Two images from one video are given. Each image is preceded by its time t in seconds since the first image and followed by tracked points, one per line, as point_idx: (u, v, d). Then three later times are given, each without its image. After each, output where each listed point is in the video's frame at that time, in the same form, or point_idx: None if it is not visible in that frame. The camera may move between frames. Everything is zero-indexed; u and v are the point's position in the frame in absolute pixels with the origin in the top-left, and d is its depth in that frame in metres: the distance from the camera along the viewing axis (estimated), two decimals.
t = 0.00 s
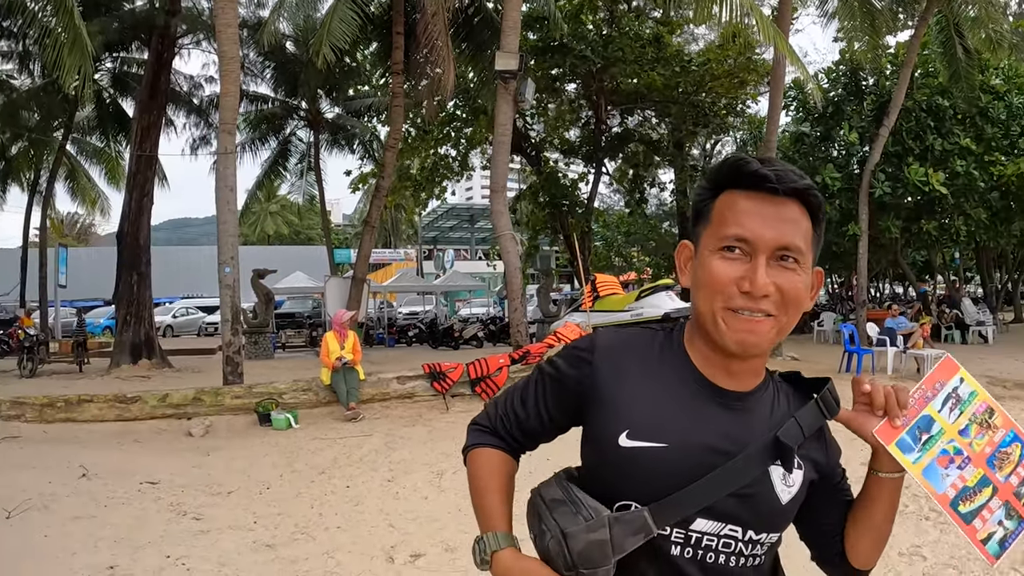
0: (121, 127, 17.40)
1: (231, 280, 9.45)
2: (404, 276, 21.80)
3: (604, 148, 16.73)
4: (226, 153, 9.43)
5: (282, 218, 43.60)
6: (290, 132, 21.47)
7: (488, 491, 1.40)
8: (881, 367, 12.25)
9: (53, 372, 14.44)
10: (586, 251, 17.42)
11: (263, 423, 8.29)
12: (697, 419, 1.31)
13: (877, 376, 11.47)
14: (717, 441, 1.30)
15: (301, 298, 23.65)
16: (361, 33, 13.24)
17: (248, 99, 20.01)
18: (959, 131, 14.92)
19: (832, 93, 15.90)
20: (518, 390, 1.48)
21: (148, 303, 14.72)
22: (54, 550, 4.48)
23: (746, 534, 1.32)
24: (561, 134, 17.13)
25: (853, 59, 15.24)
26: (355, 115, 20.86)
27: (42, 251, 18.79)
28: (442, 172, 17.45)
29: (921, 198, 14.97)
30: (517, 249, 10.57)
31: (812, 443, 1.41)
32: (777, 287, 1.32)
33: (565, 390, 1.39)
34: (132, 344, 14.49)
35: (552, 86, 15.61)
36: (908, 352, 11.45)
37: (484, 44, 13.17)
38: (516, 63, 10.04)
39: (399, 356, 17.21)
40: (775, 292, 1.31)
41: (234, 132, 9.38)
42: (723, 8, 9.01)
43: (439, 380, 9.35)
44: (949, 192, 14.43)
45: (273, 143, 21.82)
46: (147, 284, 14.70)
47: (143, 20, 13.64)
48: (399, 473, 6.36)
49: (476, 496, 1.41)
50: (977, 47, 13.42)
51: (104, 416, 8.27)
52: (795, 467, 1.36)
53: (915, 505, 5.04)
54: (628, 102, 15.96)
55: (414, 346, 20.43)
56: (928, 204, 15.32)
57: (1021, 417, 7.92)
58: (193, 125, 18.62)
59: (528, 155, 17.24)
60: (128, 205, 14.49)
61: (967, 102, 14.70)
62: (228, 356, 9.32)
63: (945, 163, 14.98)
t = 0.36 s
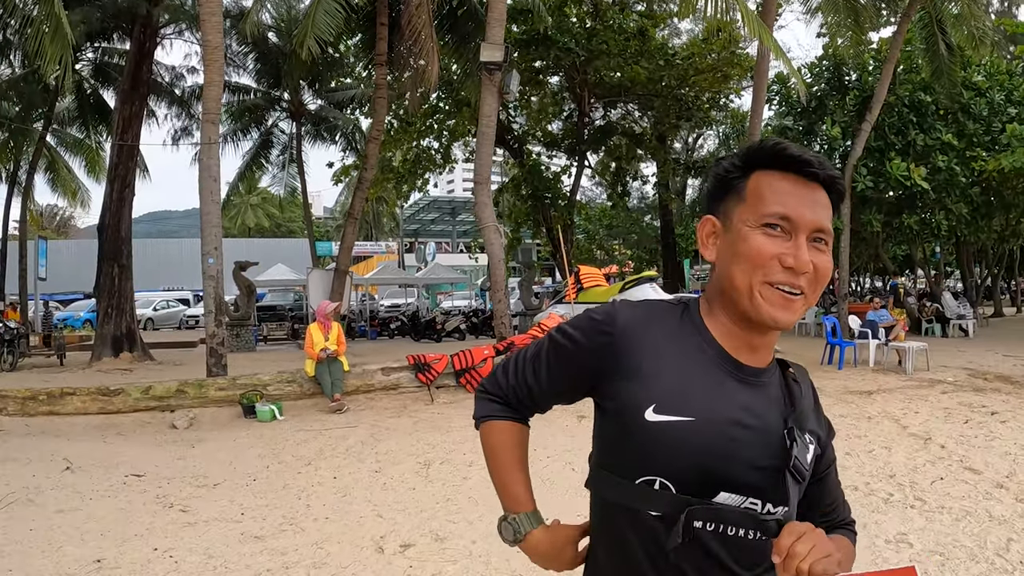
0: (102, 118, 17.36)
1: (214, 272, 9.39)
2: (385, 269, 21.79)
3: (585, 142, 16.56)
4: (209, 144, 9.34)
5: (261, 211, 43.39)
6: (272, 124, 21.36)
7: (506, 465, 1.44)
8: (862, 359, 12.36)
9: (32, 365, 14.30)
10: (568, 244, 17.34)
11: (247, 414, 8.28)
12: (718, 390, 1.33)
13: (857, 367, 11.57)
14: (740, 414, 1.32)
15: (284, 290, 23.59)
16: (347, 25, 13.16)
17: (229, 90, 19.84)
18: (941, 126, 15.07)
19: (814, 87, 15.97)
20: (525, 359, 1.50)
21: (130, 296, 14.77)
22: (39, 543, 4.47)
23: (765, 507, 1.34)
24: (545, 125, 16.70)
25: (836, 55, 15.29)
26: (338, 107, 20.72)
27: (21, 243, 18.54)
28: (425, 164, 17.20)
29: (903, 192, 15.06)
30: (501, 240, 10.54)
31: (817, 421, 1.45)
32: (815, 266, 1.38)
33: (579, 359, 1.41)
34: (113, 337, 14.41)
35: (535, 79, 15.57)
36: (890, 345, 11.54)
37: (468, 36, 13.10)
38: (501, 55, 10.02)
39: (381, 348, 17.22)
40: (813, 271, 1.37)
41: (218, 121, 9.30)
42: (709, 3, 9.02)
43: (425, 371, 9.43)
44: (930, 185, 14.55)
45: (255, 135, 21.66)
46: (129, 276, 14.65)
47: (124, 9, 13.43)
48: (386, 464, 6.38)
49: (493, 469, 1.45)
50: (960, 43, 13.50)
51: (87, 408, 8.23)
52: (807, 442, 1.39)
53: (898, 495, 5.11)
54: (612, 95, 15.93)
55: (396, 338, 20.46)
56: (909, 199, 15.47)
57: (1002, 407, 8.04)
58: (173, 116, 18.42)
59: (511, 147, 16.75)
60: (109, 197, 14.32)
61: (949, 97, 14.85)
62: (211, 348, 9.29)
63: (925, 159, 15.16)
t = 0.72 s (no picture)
0: (93, 115, 17.31)
1: (205, 269, 9.36)
2: (377, 265, 21.78)
3: (577, 137, 16.66)
4: (198, 141, 9.28)
5: (252, 208, 43.31)
6: (263, 121, 21.30)
7: (510, 502, 1.36)
8: (852, 355, 12.41)
9: (24, 365, 14.24)
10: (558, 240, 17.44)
11: (238, 413, 8.26)
12: (694, 392, 1.34)
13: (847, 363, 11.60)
14: (715, 413, 1.33)
15: (276, 286, 23.57)
16: (338, 22, 13.15)
17: (220, 87, 19.80)
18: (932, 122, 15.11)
19: (805, 83, 15.99)
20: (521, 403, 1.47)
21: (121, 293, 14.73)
22: (28, 544, 4.44)
23: (744, 507, 1.32)
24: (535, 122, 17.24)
25: (826, 51, 15.32)
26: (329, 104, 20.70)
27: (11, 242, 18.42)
28: (415, 160, 17.22)
29: (893, 188, 15.11)
30: (491, 236, 10.46)
31: (798, 419, 1.44)
32: (797, 276, 1.39)
33: (573, 392, 1.39)
34: (104, 335, 14.34)
35: (526, 74, 15.58)
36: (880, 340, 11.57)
37: (459, 32, 13.09)
38: (491, 52, 10.00)
39: (372, 345, 17.22)
40: (796, 281, 1.39)
41: (207, 119, 9.24)
42: None
43: (416, 368, 9.37)
44: (921, 181, 14.59)
45: (245, 132, 21.59)
46: (120, 274, 14.59)
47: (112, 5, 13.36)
48: (376, 461, 6.36)
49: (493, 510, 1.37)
50: (951, 39, 13.55)
51: (77, 407, 8.21)
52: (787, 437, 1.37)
53: (889, 491, 5.13)
54: (604, 91, 15.92)
55: (388, 335, 20.46)
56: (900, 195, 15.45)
57: (991, 402, 8.08)
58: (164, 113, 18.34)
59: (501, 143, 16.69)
60: (99, 194, 14.26)
61: (940, 93, 14.91)
62: (202, 346, 9.26)
63: (916, 155, 15.12)
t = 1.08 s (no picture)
0: (82, 111, 17.23)
1: (194, 266, 9.33)
2: (367, 261, 21.79)
3: (567, 132, 16.67)
4: (188, 137, 9.27)
5: (242, 204, 43.15)
6: (252, 116, 21.22)
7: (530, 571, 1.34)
8: (841, 350, 12.46)
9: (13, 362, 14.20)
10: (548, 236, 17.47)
11: (228, 409, 8.26)
12: (687, 395, 1.33)
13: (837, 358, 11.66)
14: (707, 414, 1.33)
15: (266, 283, 23.52)
16: (328, 17, 13.14)
17: (209, 82, 19.72)
18: (921, 118, 15.20)
19: (795, 79, 16.03)
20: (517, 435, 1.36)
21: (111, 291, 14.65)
22: (19, 542, 4.43)
23: (732, 500, 1.34)
24: (525, 118, 17.09)
25: (816, 47, 15.36)
26: (318, 100, 20.65)
27: None
28: (406, 156, 17.17)
29: (882, 184, 15.17)
30: (482, 233, 10.51)
31: (777, 411, 1.46)
32: (789, 281, 1.40)
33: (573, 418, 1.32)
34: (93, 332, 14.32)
35: (516, 70, 15.59)
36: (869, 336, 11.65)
37: (450, 28, 13.11)
38: (480, 48, 9.99)
39: (362, 341, 17.21)
40: (786, 286, 1.40)
41: (196, 115, 9.22)
42: None
43: (405, 364, 9.35)
44: (910, 178, 14.65)
45: (235, 128, 21.49)
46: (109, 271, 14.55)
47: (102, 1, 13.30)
48: (366, 458, 6.36)
49: None
50: (940, 36, 13.60)
51: (68, 405, 8.17)
52: (768, 431, 1.39)
53: (877, 485, 5.16)
54: (593, 86, 15.92)
55: (377, 331, 20.48)
56: (889, 191, 15.63)
57: (979, 397, 8.14)
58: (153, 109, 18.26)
59: (492, 139, 16.87)
60: (88, 190, 14.20)
61: (930, 90, 15.00)
62: (192, 342, 9.25)
63: (905, 151, 15.19)
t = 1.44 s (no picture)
0: (49, 107, 16.92)
1: (161, 261, 9.23)
2: (335, 254, 21.73)
3: (536, 123, 16.73)
4: (153, 132, 9.17)
5: (210, 197, 42.65)
6: (219, 110, 20.92)
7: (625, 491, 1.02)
8: (808, 338, 12.65)
9: None
10: (516, 227, 17.55)
11: (197, 405, 8.20)
12: (616, 376, 1.26)
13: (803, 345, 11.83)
14: (639, 393, 1.26)
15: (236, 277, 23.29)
16: (293, 9, 13.04)
17: (175, 76, 19.39)
18: (886, 108, 15.42)
19: (761, 70, 16.19)
20: (523, 418, 1.15)
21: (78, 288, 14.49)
22: None
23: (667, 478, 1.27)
24: (493, 109, 17.04)
25: (782, 38, 15.50)
26: (286, 92, 20.49)
27: None
28: (374, 148, 17.12)
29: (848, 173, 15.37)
30: (448, 225, 10.59)
31: (712, 384, 1.39)
32: (633, 264, 1.27)
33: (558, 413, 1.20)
34: (61, 330, 14.19)
35: (484, 61, 15.59)
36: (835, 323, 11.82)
37: (416, 20, 13.08)
38: (447, 39, 9.97)
39: (333, 335, 17.15)
40: (633, 269, 1.27)
41: (162, 109, 9.13)
42: None
43: (372, 357, 9.36)
44: (875, 167, 14.86)
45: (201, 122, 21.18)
46: (76, 268, 14.30)
47: None
48: (334, 450, 6.36)
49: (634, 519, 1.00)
50: (906, 28, 13.77)
51: (36, 404, 7.99)
52: (701, 407, 1.30)
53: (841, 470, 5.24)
54: (561, 78, 15.95)
55: (347, 324, 20.48)
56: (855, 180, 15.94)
57: (942, 383, 8.30)
58: (119, 103, 18.00)
59: (460, 131, 16.59)
60: (54, 186, 13.93)
61: (895, 81, 15.25)
62: (160, 339, 9.15)
63: (871, 141, 15.41)
